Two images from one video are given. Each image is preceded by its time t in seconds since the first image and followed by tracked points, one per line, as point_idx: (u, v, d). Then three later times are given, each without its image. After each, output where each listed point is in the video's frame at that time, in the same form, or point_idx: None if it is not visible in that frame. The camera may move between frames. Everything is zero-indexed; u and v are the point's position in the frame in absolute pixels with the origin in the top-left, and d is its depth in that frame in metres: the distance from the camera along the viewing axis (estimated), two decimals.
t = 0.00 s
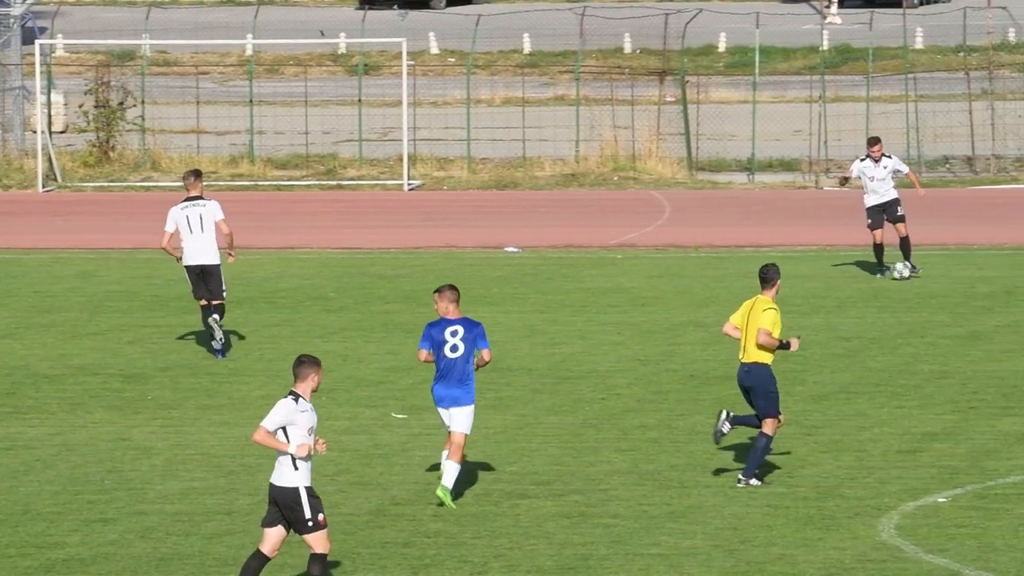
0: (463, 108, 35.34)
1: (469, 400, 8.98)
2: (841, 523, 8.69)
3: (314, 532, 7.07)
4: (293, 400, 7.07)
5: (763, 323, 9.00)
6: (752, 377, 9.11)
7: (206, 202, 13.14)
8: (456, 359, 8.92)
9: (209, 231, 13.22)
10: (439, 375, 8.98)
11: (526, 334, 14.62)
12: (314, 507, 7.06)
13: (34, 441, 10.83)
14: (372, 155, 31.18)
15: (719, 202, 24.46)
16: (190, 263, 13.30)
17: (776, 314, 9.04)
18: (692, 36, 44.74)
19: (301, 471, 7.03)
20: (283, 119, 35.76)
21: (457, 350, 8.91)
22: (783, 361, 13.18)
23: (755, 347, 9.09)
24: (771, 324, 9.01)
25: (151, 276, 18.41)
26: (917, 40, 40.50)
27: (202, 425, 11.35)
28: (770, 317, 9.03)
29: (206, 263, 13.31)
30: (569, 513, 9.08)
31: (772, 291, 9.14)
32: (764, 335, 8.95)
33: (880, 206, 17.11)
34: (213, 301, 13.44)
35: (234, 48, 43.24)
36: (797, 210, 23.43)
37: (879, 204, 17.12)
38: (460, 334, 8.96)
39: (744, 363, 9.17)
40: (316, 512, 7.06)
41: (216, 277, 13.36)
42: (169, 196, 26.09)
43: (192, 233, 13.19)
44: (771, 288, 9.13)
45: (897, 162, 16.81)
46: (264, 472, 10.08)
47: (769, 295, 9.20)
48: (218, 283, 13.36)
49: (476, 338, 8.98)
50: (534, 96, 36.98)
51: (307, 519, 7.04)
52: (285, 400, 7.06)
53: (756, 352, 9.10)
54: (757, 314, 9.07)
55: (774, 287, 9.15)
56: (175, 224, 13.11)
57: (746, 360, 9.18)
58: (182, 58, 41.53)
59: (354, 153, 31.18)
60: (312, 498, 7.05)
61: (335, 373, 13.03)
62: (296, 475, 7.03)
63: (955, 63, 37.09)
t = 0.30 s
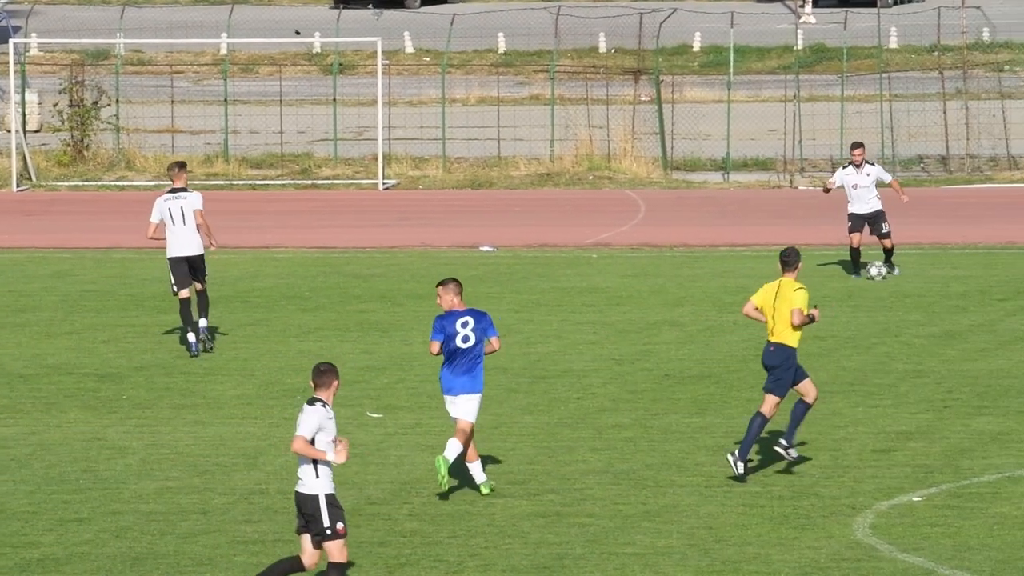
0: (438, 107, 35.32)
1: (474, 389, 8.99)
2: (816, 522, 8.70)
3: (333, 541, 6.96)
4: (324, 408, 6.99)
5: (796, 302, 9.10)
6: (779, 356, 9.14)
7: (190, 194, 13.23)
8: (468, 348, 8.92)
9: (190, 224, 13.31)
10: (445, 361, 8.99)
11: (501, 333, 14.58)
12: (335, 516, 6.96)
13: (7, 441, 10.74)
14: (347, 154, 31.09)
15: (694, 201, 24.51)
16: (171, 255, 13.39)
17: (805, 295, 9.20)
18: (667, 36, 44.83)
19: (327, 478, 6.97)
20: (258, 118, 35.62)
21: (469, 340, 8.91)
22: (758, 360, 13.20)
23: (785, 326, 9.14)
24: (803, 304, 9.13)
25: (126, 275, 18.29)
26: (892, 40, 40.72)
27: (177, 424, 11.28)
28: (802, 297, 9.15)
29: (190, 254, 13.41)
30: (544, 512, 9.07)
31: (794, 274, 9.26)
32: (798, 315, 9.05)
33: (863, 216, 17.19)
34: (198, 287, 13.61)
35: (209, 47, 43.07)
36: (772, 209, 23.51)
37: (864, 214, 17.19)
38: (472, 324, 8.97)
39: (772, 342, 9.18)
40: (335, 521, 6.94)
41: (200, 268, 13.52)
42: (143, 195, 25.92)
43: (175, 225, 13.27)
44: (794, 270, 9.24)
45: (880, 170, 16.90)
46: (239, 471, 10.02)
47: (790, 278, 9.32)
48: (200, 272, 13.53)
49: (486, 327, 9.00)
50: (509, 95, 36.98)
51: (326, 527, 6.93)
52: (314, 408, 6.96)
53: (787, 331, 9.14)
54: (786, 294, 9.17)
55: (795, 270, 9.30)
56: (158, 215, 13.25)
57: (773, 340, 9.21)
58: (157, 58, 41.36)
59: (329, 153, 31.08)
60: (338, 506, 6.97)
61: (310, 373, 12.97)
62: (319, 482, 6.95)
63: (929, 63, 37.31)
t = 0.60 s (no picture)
0: (422, 107, 35.30)
1: (491, 398, 9.09)
2: (799, 522, 8.72)
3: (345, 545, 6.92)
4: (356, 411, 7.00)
5: (825, 294, 9.19)
6: (809, 350, 9.18)
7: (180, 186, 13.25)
8: (478, 355, 8.99)
9: (178, 218, 13.34)
10: (460, 369, 9.06)
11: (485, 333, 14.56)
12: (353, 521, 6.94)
13: None
14: (331, 153, 31.04)
15: (678, 200, 24.53)
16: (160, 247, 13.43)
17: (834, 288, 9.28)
18: (650, 35, 44.89)
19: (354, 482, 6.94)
20: (242, 118, 35.52)
21: (478, 346, 8.98)
22: (742, 359, 13.22)
23: (816, 320, 9.21)
24: (831, 296, 9.21)
25: (109, 274, 18.21)
26: (875, 39, 40.83)
27: (160, 424, 11.23)
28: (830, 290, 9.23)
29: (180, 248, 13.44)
30: (528, 512, 9.06)
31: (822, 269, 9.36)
32: (830, 306, 9.11)
33: (856, 221, 17.25)
34: (185, 281, 13.61)
35: (192, 47, 42.95)
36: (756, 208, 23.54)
37: (857, 219, 17.24)
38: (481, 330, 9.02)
39: (802, 336, 9.24)
40: (352, 526, 6.93)
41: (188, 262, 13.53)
42: (126, 194, 25.81)
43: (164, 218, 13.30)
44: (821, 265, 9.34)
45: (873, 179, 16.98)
46: (222, 470, 9.98)
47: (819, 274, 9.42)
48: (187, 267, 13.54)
49: (495, 333, 9.02)
50: (493, 94, 36.98)
51: (342, 530, 6.92)
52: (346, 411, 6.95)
53: (816, 325, 9.21)
54: (816, 287, 9.26)
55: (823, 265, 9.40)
56: (147, 208, 13.29)
57: (804, 334, 9.26)
58: (140, 57, 41.24)
59: (312, 152, 31.03)
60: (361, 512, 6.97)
61: (293, 373, 12.92)
62: (346, 486, 6.92)
63: (912, 62, 37.42)
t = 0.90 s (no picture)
0: (405, 106, 35.21)
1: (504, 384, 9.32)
2: (783, 521, 8.72)
3: (352, 526, 6.91)
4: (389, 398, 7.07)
5: (849, 304, 9.19)
6: (844, 365, 9.22)
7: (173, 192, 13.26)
8: (484, 347, 9.23)
9: (170, 223, 13.35)
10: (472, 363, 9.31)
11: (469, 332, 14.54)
12: (366, 506, 6.92)
13: None
14: (315, 152, 30.94)
15: (663, 200, 24.52)
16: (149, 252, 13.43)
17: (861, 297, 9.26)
18: (634, 35, 44.87)
19: (380, 466, 6.96)
20: (225, 117, 35.37)
21: (484, 338, 9.22)
22: (726, 358, 13.22)
23: (844, 332, 9.23)
24: (856, 307, 9.20)
25: (93, 273, 18.12)
26: (858, 39, 40.89)
27: (145, 423, 11.17)
28: (854, 300, 9.20)
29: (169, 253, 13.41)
30: (512, 511, 9.05)
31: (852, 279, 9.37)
32: (851, 317, 9.13)
33: (842, 219, 17.30)
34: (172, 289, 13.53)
35: (175, 46, 42.80)
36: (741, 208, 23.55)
37: (843, 216, 17.30)
38: (486, 321, 9.26)
39: (834, 350, 9.26)
40: (364, 510, 6.91)
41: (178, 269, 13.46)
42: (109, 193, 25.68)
43: (155, 222, 13.31)
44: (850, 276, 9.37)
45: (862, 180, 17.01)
46: (206, 470, 9.93)
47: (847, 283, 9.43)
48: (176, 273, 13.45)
49: (499, 323, 9.22)
50: (477, 94, 36.93)
51: (352, 511, 6.92)
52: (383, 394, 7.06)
53: (845, 337, 9.24)
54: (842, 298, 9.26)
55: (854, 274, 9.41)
56: (139, 211, 13.27)
57: (835, 347, 9.28)
58: (124, 56, 41.08)
59: (296, 151, 30.93)
60: (380, 498, 6.94)
61: (277, 372, 12.87)
62: (371, 469, 6.96)
63: (895, 61, 37.51)
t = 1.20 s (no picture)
0: (394, 106, 35.17)
1: (518, 376, 9.34)
2: (772, 520, 8.73)
3: (391, 531, 6.91)
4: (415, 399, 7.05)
5: (871, 297, 9.21)
6: (875, 359, 9.31)
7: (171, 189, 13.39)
8: (498, 338, 9.23)
9: (166, 220, 13.48)
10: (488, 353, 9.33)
11: (457, 332, 14.52)
12: (402, 510, 6.93)
13: None
14: (303, 152, 30.90)
15: (652, 199, 24.53)
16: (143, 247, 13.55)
17: (886, 290, 9.25)
18: (623, 35, 44.90)
19: (409, 469, 6.97)
20: (213, 117, 35.28)
21: (496, 329, 9.21)
22: (715, 358, 13.22)
23: (870, 325, 9.31)
24: (879, 300, 9.21)
25: (81, 273, 18.06)
26: (846, 40, 40.95)
27: (133, 423, 11.14)
28: (877, 293, 9.22)
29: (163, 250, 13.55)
30: (501, 510, 9.03)
31: (883, 270, 9.33)
32: (870, 312, 9.17)
33: (829, 212, 17.31)
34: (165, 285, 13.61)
35: (163, 45, 42.68)
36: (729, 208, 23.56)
37: (828, 210, 17.32)
38: (500, 312, 9.24)
39: (862, 344, 9.37)
40: (401, 515, 6.92)
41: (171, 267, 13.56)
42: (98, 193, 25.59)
43: (150, 218, 13.42)
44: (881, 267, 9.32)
45: (847, 169, 17.04)
46: (195, 470, 9.90)
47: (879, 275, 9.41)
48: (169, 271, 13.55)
49: (511, 314, 9.19)
50: (465, 93, 36.91)
51: (390, 516, 6.92)
52: (407, 395, 7.03)
53: (871, 330, 9.32)
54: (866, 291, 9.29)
55: (887, 265, 9.34)
56: (134, 206, 13.38)
57: (864, 341, 9.38)
58: (113, 55, 40.98)
59: (285, 151, 30.89)
60: (414, 500, 6.95)
61: (266, 372, 12.84)
62: (401, 472, 6.96)
63: (884, 62, 37.60)
